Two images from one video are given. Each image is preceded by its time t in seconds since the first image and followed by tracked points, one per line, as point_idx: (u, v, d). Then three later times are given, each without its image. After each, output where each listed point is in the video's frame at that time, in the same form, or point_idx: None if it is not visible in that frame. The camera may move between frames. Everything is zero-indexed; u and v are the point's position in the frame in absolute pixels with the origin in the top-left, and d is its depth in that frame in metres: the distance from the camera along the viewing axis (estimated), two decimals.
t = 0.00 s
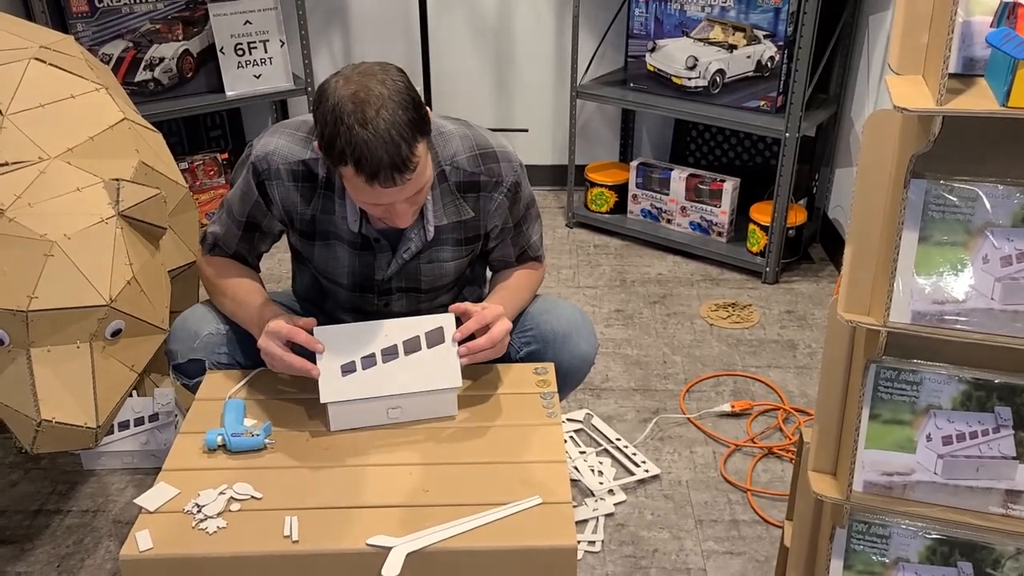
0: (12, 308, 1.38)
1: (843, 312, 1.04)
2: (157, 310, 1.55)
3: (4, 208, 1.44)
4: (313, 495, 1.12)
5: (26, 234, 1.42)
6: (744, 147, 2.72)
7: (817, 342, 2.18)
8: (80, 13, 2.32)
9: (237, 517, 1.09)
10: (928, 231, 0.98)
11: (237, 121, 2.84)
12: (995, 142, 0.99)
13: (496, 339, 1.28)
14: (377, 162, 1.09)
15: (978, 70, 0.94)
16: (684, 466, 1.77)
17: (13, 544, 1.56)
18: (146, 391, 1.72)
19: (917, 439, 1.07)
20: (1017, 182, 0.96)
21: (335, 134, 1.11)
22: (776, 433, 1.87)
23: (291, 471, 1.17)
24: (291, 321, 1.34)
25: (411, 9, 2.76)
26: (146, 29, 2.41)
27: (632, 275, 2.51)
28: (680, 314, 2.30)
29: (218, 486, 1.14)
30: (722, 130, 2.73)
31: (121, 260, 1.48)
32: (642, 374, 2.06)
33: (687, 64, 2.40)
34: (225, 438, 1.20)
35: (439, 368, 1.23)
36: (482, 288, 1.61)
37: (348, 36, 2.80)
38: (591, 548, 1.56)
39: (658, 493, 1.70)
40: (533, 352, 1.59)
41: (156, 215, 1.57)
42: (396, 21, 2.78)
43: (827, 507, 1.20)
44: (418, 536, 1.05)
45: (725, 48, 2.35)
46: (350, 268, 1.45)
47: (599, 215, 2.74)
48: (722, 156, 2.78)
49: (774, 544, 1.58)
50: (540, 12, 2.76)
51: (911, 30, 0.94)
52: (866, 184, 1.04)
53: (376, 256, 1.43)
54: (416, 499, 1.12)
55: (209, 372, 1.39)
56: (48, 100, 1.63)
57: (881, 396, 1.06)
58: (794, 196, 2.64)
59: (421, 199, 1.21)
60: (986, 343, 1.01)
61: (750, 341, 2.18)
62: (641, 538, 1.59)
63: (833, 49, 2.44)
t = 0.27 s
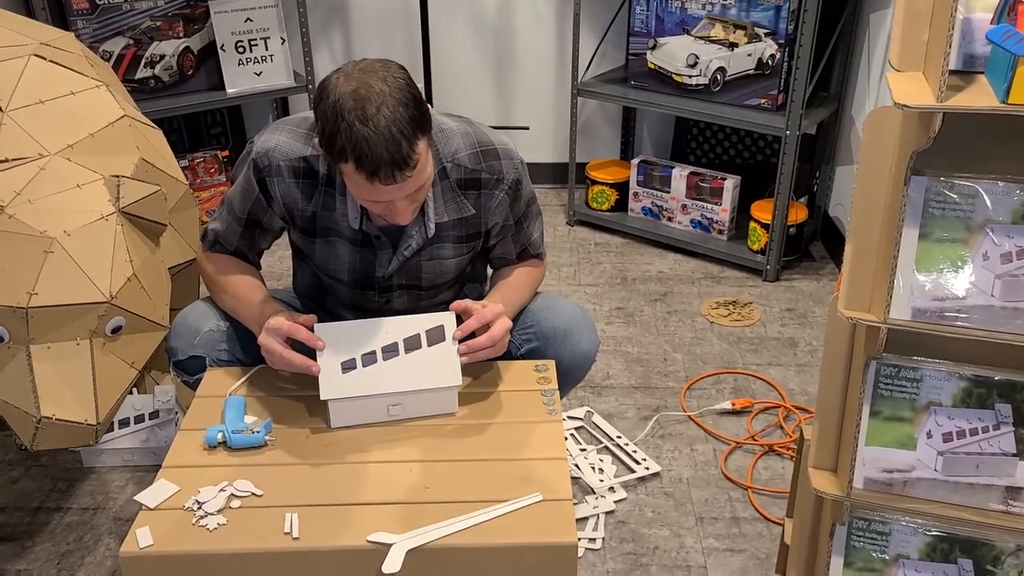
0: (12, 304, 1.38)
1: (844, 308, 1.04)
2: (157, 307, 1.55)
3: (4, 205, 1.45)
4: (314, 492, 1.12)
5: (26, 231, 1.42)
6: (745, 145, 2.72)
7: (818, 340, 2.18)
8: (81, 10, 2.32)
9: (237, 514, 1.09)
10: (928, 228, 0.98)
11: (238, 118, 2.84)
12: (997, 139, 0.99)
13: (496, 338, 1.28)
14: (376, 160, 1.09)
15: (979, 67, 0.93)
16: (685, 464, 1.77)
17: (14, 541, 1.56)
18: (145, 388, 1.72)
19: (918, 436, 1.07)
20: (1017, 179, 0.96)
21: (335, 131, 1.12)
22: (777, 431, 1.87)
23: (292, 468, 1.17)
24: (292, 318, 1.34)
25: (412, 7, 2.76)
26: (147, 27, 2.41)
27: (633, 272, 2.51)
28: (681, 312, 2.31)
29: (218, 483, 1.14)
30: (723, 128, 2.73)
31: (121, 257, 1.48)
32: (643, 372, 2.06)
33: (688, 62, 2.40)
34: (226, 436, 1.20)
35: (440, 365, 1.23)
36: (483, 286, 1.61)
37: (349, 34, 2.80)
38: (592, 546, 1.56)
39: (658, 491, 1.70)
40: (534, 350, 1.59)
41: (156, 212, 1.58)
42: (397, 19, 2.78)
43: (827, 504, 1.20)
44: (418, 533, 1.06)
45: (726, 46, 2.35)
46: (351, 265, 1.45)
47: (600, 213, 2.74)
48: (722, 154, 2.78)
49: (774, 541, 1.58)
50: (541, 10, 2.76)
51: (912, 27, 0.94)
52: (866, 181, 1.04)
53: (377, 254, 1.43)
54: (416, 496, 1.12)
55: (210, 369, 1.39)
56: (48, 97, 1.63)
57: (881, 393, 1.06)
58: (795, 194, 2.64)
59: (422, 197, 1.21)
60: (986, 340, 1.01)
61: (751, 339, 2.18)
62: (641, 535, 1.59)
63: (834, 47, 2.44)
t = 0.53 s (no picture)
0: (6, 304, 1.38)
1: (840, 308, 1.04)
2: (153, 306, 1.55)
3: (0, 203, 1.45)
4: (310, 493, 1.13)
5: (22, 230, 1.43)
6: (743, 144, 2.72)
7: (816, 340, 2.18)
8: (78, 9, 2.32)
9: (232, 514, 1.10)
10: (923, 228, 0.98)
11: (236, 118, 2.84)
12: (993, 140, 0.99)
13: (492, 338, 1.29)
14: (370, 157, 1.09)
15: (973, 67, 0.94)
16: (683, 464, 1.78)
17: (9, 541, 1.56)
18: (141, 388, 1.73)
19: (914, 435, 1.07)
20: (1012, 179, 0.96)
21: (333, 124, 1.12)
22: (775, 430, 1.87)
23: (288, 469, 1.17)
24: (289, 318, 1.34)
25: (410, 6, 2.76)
26: (145, 26, 2.41)
27: (631, 272, 2.51)
28: (679, 311, 2.31)
29: (213, 483, 1.14)
30: (722, 127, 2.73)
31: (116, 256, 1.48)
32: (641, 371, 2.06)
33: (686, 61, 2.40)
34: (222, 435, 1.20)
35: (437, 365, 1.24)
36: (481, 286, 1.61)
37: (347, 33, 2.80)
38: (590, 545, 1.56)
39: (656, 490, 1.70)
40: (532, 349, 1.59)
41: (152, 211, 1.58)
42: (396, 18, 2.78)
43: (824, 504, 1.20)
44: (414, 534, 1.06)
45: (724, 46, 2.35)
46: (349, 265, 1.45)
47: (599, 213, 2.74)
48: (721, 153, 2.78)
49: (772, 541, 1.59)
50: (539, 10, 2.76)
51: (907, 27, 0.94)
52: (862, 180, 1.04)
53: (375, 254, 1.43)
54: (412, 496, 1.12)
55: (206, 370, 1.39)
56: (45, 95, 1.63)
57: (877, 393, 1.06)
58: (794, 193, 2.64)
59: (413, 201, 1.21)
60: (981, 339, 1.01)
61: (750, 338, 2.18)
62: (639, 535, 1.59)
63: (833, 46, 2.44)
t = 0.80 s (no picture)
0: (5, 301, 1.38)
1: (840, 306, 1.04)
2: (152, 304, 1.55)
3: None
4: (309, 491, 1.12)
5: (20, 227, 1.42)
6: (743, 143, 2.72)
7: (816, 339, 2.18)
8: (78, 7, 2.32)
9: (231, 512, 1.09)
10: (923, 227, 0.98)
11: (236, 116, 2.84)
12: (993, 139, 0.99)
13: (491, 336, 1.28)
14: (369, 157, 1.09)
15: (973, 65, 0.93)
16: (682, 462, 1.77)
17: (8, 539, 1.56)
18: (140, 386, 1.74)
19: (914, 434, 1.07)
20: (1012, 178, 0.96)
21: (333, 122, 1.11)
22: (775, 429, 1.87)
23: (287, 467, 1.17)
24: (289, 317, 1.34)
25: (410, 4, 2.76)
26: (145, 24, 2.40)
27: (631, 271, 2.51)
28: (679, 310, 2.31)
29: (212, 481, 1.14)
30: (722, 126, 2.73)
31: (115, 254, 1.48)
32: (641, 370, 2.06)
33: (687, 60, 2.40)
34: (220, 433, 1.20)
35: (436, 364, 1.24)
36: (480, 285, 1.61)
37: (347, 31, 2.80)
38: (589, 544, 1.56)
39: (655, 489, 1.70)
40: (531, 348, 1.59)
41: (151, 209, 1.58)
42: (396, 17, 2.78)
43: (823, 503, 1.20)
44: (413, 532, 1.06)
45: (724, 45, 2.35)
46: (348, 264, 1.45)
47: (599, 211, 2.74)
48: (721, 152, 2.78)
49: (771, 540, 1.58)
50: (540, 8, 2.76)
51: (908, 25, 0.94)
52: (862, 178, 1.04)
53: (374, 253, 1.43)
54: (411, 495, 1.12)
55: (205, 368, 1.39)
56: (44, 93, 1.63)
57: (876, 392, 1.06)
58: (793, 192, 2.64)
59: (412, 204, 1.21)
60: (981, 338, 1.01)
61: (749, 337, 2.18)
62: (638, 534, 1.59)
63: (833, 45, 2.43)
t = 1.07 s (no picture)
0: (6, 300, 1.38)
1: (841, 306, 1.04)
2: (153, 303, 1.56)
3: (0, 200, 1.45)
4: (310, 490, 1.12)
5: (21, 226, 1.42)
6: (745, 143, 2.72)
7: (817, 339, 2.18)
8: (79, 6, 2.32)
9: (231, 511, 1.09)
10: (924, 227, 0.98)
11: (237, 115, 2.84)
12: (995, 140, 0.99)
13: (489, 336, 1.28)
14: (367, 162, 1.09)
15: (976, 65, 0.93)
16: (683, 462, 1.77)
17: (9, 538, 1.56)
18: (141, 385, 1.73)
19: (915, 435, 1.07)
20: (1015, 178, 0.95)
21: (341, 122, 1.11)
22: (775, 429, 1.87)
23: (287, 466, 1.17)
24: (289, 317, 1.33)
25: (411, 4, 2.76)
26: (146, 23, 2.40)
27: (632, 270, 2.51)
28: (680, 310, 2.30)
29: (213, 480, 1.14)
30: (723, 126, 2.73)
31: (116, 253, 1.48)
32: (642, 370, 2.06)
33: (688, 60, 2.40)
34: (221, 433, 1.20)
35: (436, 365, 1.24)
36: (481, 285, 1.61)
37: (349, 31, 2.80)
38: (589, 544, 1.56)
39: (655, 489, 1.70)
40: (532, 347, 1.59)
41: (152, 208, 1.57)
42: (397, 16, 2.78)
43: (824, 503, 1.20)
44: (414, 531, 1.05)
45: (725, 45, 2.35)
46: (349, 265, 1.45)
47: (600, 211, 2.74)
48: (722, 152, 2.77)
49: (771, 540, 1.58)
50: (541, 7, 2.76)
51: (910, 24, 0.94)
52: (863, 179, 1.03)
53: (375, 255, 1.43)
54: (412, 494, 1.12)
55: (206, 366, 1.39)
56: (45, 92, 1.63)
57: (877, 392, 1.06)
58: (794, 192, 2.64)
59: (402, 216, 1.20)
60: (982, 338, 1.01)
61: (750, 337, 2.18)
62: (639, 534, 1.59)
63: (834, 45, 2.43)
